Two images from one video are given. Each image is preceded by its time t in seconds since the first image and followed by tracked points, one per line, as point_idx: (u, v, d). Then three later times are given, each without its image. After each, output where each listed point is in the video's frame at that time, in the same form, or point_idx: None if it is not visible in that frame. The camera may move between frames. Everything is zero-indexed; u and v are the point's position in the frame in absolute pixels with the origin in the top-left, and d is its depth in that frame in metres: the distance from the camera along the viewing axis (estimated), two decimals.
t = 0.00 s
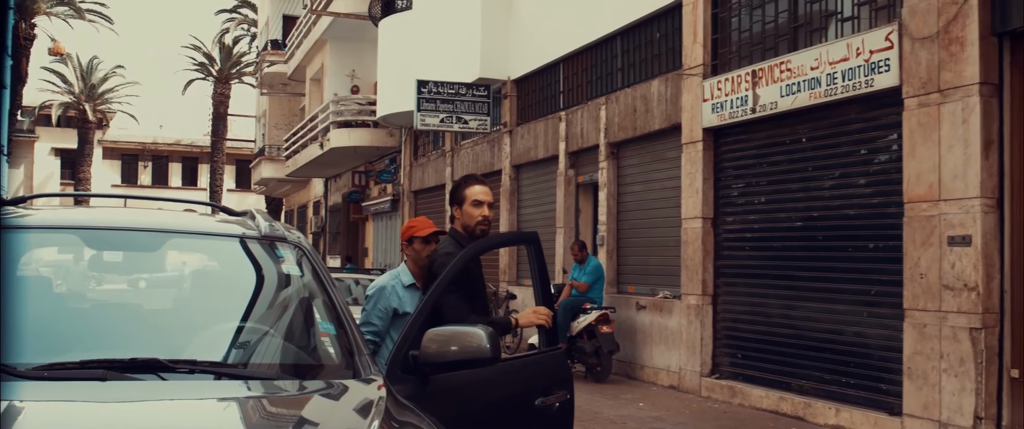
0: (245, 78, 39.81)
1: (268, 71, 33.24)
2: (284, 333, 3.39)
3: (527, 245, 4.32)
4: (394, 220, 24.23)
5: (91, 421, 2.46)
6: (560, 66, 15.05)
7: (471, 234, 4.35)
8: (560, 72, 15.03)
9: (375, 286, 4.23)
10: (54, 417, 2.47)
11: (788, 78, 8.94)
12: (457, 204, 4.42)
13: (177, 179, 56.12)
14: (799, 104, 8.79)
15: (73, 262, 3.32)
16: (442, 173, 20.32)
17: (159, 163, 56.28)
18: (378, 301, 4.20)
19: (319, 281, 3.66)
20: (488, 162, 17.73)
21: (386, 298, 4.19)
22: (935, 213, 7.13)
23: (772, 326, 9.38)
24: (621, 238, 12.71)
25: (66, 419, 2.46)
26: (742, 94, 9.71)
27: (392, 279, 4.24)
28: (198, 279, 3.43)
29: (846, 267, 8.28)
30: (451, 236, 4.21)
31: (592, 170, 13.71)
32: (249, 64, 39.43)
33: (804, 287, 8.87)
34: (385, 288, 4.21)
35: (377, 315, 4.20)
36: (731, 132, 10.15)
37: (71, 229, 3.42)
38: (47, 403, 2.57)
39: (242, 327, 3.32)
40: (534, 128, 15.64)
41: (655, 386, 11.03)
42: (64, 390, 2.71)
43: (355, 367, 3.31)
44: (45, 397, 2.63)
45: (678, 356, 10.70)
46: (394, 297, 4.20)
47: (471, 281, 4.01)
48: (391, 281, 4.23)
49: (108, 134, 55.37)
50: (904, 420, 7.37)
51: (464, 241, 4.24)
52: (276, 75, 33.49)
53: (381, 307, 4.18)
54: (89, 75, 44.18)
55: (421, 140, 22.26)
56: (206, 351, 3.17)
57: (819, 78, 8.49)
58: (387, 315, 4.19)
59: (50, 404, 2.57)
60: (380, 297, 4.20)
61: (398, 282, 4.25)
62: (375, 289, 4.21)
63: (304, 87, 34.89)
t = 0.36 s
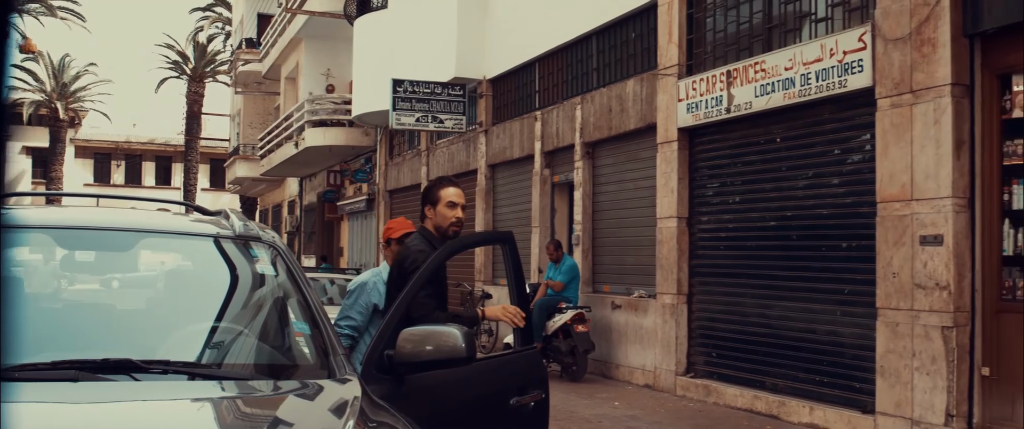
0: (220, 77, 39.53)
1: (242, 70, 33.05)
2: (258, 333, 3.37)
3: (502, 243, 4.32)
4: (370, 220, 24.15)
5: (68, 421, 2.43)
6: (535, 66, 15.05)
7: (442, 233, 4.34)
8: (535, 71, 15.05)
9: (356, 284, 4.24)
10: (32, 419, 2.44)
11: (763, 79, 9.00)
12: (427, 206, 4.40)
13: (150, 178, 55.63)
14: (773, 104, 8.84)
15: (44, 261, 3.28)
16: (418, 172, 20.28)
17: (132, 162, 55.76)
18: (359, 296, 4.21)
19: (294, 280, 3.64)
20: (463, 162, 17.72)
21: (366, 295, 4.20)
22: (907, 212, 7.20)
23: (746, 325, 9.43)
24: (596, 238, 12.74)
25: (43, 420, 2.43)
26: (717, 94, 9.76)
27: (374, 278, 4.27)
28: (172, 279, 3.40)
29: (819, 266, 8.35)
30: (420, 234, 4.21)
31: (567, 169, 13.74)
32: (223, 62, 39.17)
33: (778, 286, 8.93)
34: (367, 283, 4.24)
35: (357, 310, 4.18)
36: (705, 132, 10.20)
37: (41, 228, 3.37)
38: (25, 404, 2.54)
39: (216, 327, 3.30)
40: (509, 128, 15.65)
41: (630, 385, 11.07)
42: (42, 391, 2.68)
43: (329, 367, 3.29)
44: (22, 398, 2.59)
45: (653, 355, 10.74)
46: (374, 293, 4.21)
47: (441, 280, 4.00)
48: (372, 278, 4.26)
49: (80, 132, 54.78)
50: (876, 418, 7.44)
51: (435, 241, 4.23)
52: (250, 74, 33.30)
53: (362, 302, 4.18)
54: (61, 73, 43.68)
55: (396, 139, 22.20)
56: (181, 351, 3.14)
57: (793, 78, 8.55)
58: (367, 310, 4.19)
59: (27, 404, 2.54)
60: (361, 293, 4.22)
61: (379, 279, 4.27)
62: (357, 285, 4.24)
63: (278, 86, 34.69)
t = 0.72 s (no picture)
0: (194, 75, 39.23)
1: (217, 68, 32.81)
2: (233, 333, 3.34)
3: (478, 242, 4.29)
4: (345, 219, 24.05)
5: (41, 421, 2.41)
6: (512, 65, 15.05)
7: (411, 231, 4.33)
8: (511, 71, 15.05)
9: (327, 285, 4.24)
10: (8, 418, 2.42)
11: (738, 79, 9.04)
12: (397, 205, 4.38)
13: (124, 177, 55.10)
14: (748, 104, 8.89)
15: (15, 260, 3.23)
16: (394, 171, 20.22)
17: (105, 160, 55.22)
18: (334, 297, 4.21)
19: (269, 279, 3.61)
20: (439, 161, 17.68)
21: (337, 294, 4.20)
22: (880, 212, 7.27)
23: (722, 324, 9.47)
24: (572, 237, 12.75)
25: (21, 419, 2.41)
26: (692, 94, 9.80)
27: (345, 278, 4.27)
28: (145, 278, 3.36)
29: (794, 265, 8.41)
30: (390, 233, 4.22)
31: (543, 169, 13.74)
32: (198, 61, 38.87)
33: (754, 285, 8.98)
34: (338, 283, 4.23)
35: (330, 311, 4.17)
36: (681, 132, 10.24)
37: (12, 226, 3.31)
38: (5, 404, 2.52)
39: (190, 326, 3.27)
40: (485, 127, 15.64)
41: (606, 384, 11.09)
42: (19, 391, 2.65)
43: (305, 365, 3.27)
44: None
45: (629, 354, 10.76)
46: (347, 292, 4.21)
47: (414, 279, 4.00)
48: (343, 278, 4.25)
49: (52, 131, 54.18)
50: (850, 416, 7.51)
51: (407, 241, 4.24)
52: (225, 72, 33.06)
53: (335, 302, 4.17)
54: (32, 70, 43.18)
55: (372, 138, 22.12)
56: (154, 352, 3.12)
57: (768, 78, 8.60)
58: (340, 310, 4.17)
59: (15, 405, 2.52)
60: (333, 293, 4.21)
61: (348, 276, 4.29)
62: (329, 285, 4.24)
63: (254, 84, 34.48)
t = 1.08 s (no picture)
0: (169, 73, 38.93)
1: (192, 67, 32.58)
2: (208, 332, 3.32)
3: (455, 240, 4.28)
4: (321, 218, 23.95)
5: (24, 421, 2.38)
6: (488, 64, 15.03)
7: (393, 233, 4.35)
8: (488, 70, 15.03)
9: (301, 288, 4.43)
10: (6, 419, 2.39)
11: (714, 78, 9.09)
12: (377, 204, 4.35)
13: (98, 175, 54.57)
14: (724, 104, 8.94)
15: None
16: (370, 170, 20.16)
17: (79, 159, 54.66)
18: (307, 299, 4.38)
19: (245, 278, 3.59)
20: (416, 160, 17.65)
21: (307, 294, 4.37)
22: (855, 211, 7.33)
23: (697, 323, 9.51)
24: (549, 236, 12.76)
25: (21, 419, 2.39)
26: (669, 93, 9.84)
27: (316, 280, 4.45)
28: (119, 278, 3.32)
29: (769, 264, 8.46)
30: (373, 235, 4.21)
31: (520, 168, 13.75)
32: (173, 59, 38.57)
33: (729, 284, 9.03)
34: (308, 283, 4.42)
35: (301, 311, 4.34)
36: (658, 131, 10.27)
37: None
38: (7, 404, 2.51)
39: (165, 325, 3.25)
40: (462, 126, 15.63)
41: (582, 383, 11.11)
42: (20, 391, 2.63)
43: (281, 365, 3.26)
44: None
45: (605, 353, 10.79)
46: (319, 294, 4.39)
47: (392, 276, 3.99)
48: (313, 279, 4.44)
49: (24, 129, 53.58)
50: (824, 414, 7.56)
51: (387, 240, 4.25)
52: (200, 70, 32.83)
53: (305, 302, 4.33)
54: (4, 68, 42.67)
55: (349, 137, 22.04)
56: (128, 351, 3.09)
57: (744, 78, 8.65)
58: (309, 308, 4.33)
59: (17, 405, 2.51)
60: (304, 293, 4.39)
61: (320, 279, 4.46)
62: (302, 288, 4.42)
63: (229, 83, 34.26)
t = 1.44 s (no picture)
0: (144, 71, 38.58)
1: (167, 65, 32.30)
2: (183, 331, 3.30)
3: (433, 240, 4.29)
4: (297, 217, 23.83)
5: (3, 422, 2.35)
6: (464, 63, 15.02)
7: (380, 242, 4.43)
8: (464, 69, 15.02)
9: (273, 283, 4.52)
10: (5, 419, 2.38)
11: (690, 78, 9.12)
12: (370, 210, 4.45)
13: (71, 174, 53.99)
14: (700, 104, 8.98)
15: None
16: (346, 169, 20.07)
17: (51, 158, 54.06)
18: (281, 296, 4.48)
19: (220, 278, 3.57)
20: (392, 159, 17.59)
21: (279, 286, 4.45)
22: (829, 210, 7.39)
23: (674, 322, 9.55)
24: (525, 236, 12.76)
25: (16, 420, 2.38)
26: (645, 93, 9.87)
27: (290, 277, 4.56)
28: (93, 277, 3.29)
29: (745, 264, 8.51)
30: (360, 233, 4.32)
31: (496, 167, 13.75)
32: (148, 57, 38.24)
33: (705, 283, 9.07)
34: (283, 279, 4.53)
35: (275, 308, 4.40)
36: (634, 131, 10.30)
37: None
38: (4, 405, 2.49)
39: (140, 325, 3.22)
40: (439, 125, 15.60)
41: (558, 382, 11.13)
42: (17, 391, 2.62)
43: (256, 364, 3.25)
44: None
45: (582, 352, 10.81)
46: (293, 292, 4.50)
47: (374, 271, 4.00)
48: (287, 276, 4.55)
49: None
50: (799, 412, 7.62)
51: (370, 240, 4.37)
52: (175, 69, 32.57)
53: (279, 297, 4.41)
54: None
55: (325, 136, 21.94)
56: (103, 352, 3.07)
57: (719, 78, 8.70)
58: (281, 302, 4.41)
59: (13, 405, 2.49)
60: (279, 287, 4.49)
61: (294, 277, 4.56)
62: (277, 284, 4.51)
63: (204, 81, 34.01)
